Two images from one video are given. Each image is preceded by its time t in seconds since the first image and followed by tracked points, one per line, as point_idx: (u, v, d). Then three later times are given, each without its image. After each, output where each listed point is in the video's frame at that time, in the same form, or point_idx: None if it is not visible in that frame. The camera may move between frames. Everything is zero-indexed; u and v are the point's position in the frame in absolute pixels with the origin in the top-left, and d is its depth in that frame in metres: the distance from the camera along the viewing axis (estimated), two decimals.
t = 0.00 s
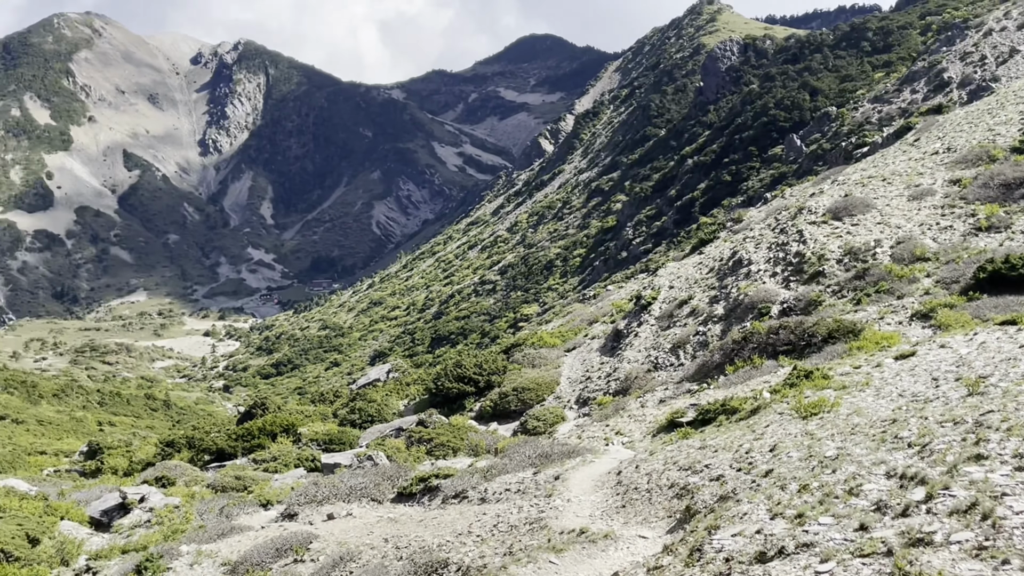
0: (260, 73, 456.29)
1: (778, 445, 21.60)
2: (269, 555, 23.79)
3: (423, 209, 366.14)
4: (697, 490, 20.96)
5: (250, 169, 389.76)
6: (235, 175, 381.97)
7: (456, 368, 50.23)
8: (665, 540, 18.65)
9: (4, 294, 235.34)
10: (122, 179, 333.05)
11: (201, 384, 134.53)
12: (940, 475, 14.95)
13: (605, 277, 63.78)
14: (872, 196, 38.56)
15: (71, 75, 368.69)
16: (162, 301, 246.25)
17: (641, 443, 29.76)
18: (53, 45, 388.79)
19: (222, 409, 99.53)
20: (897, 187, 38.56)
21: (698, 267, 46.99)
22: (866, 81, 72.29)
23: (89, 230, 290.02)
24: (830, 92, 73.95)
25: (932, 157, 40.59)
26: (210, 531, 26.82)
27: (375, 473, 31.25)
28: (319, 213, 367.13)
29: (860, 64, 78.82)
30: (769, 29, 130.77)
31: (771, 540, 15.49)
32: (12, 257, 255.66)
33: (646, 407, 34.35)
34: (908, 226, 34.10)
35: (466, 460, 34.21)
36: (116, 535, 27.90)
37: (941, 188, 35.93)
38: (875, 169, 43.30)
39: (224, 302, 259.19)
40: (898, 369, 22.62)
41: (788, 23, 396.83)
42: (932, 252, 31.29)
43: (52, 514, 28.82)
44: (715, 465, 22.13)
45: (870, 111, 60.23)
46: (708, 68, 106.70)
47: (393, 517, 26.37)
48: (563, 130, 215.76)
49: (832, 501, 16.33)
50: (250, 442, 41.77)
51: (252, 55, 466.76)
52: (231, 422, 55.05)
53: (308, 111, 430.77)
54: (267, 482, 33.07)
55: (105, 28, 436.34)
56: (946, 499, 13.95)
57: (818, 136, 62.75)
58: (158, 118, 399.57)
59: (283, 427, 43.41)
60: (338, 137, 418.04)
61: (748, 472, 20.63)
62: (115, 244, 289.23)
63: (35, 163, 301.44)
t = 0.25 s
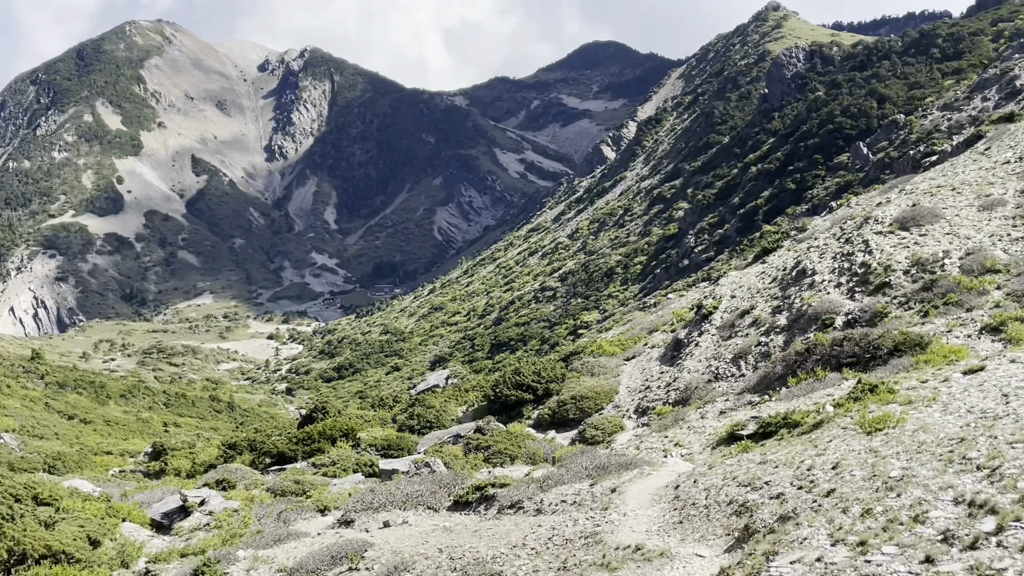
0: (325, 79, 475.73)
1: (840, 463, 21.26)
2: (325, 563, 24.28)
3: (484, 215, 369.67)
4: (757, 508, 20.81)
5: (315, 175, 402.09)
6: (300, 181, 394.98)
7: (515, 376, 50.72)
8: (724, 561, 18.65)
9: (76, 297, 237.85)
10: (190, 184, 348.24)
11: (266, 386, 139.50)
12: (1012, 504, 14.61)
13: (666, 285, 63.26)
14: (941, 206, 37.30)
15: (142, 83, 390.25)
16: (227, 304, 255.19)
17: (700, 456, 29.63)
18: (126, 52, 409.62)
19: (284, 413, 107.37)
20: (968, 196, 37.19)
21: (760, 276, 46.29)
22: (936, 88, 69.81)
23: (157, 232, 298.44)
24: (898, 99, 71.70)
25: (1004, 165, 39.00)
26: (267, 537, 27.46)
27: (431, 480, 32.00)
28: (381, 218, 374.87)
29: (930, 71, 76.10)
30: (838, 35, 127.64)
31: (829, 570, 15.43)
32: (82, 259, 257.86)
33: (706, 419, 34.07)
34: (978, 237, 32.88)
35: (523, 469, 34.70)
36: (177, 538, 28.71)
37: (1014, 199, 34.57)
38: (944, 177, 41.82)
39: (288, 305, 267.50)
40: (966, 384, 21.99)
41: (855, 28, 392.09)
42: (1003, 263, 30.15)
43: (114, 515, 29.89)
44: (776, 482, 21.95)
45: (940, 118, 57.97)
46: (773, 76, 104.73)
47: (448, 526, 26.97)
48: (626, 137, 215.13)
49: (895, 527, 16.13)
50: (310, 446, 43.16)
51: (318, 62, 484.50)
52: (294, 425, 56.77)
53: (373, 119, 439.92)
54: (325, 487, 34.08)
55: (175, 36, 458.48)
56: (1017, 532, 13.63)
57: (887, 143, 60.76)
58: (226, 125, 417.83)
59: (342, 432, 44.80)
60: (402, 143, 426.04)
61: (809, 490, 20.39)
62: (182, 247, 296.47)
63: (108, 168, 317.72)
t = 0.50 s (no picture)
0: (371, 89, 486.37)
1: (891, 478, 20.94)
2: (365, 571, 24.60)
3: (529, 223, 370.51)
4: (804, 523, 20.73)
5: (360, 183, 409.68)
6: (346, 189, 403.04)
7: (559, 386, 50.89)
8: None
9: (124, 303, 239.76)
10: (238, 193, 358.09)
11: (311, 392, 142.40)
12: None
13: (713, 295, 62.71)
14: (995, 215, 36.25)
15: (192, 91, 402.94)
16: (274, 311, 261.18)
17: (746, 468, 29.42)
18: (176, 62, 420.88)
19: (329, 419, 110.11)
20: None
21: (809, 287, 45.61)
22: (990, 96, 67.72)
23: (206, 241, 308.92)
24: (950, 108, 69.85)
25: None
26: (308, 545, 27.88)
27: (474, 490, 32.43)
28: (426, 226, 379.18)
29: (983, 80, 73.84)
30: (889, 44, 124.89)
31: None
32: (132, 267, 260.70)
33: (753, 431, 33.78)
34: None
35: (566, 480, 34.94)
36: (220, 544, 29.76)
37: None
38: (999, 187, 40.54)
39: (334, 312, 272.60)
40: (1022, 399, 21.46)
41: (907, 38, 382.50)
42: None
43: (158, 521, 31.14)
44: (825, 497, 21.77)
45: (993, 127, 56.02)
46: (822, 84, 102.91)
47: (490, 536, 27.41)
48: (672, 146, 213.54)
49: (950, 547, 15.99)
50: (353, 453, 44.00)
51: (364, 72, 495.89)
52: (338, 433, 57.95)
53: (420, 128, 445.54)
54: (367, 495, 34.81)
55: (224, 46, 473.10)
56: None
57: (938, 153, 59.08)
58: (274, 133, 429.14)
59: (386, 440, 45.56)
60: (447, 152, 430.40)
61: (860, 506, 20.17)
62: (230, 256, 306.89)
63: (156, 176, 329.14)
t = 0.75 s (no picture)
0: (411, 100, 490.68)
1: (934, 497, 20.67)
2: None
3: (567, 235, 370.69)
4: (844, 544, 20.51)
5: (400, 195, 415.10)
6: (386, 202, 408.85)
7: (596, 399, 50.81)
8: None
9: (168, 313, 252.12)
10: (279, 204, 365.85)
11: (350, 403, 144.48)
12: None
13: (752, 307, 62.13)
14: None
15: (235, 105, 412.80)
16: (313, 322, 265.50)
17: (787, 485, 29.14)
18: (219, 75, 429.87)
19: (367, 430, 111.75)
20: None
21: (850, 300, 44.91)
22: None
23: (247, 251, 314.94)
24: (996, 120, 68.20)
25: None
26: (343, 557, 28.31)
27: (510, 503, 32.79)
28: (465, 238, 382.19)
29: None
30: (933, 55, 122.54)
31: None
32: (174, 277, 273.51)
33: (793, 447, 33.38)
34: None
35: (603, 493, 35.03)
36: (257, 555, 30.43)
37: None
38: None
39: (374, 323, 276.63)
40: None
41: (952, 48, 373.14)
42: None
43: (197, 531, 32.04)
44: (866, 517, 21.55)
45: None
46: (863, 96, 101.36)
47: (525, 552, 27.70)
48: (712, 157, 212.01)
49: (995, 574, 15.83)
50: (391, 465, 44.67)
51: (405, 84, 501.98)
52: (375, 443, 58.88)
53: (459, 141, 449.73)
54: (404, 508, 35.39)
55: (266, 60, 483.71)
56: None
57: (983, 165, 57.56)
58: (315, 145, 437.54)
59: (423, 451, 46.06)
60: (486, 164, 433.72)
61: (901, 527, 19.93)
62: (271, 265, 311.83)
63: (199, 188, 338.56)
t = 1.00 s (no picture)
0: (443, 115, 493.66)
1: (970, 517, 20.41)
2: None
3: (599, 250, 370.43)
4: (878, 564, 20.27)
5: (432, 210, 418.77)
6: (418, 216, 412.72)
7: (626, 414, 50.67)
8: None
9: (200, 326, 256.87)
10: (312, 219, 371.74)
11: (381, 417, 145.55)
12: None
13: (786, 322, 61.46)
14: None
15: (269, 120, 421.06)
16: (345, 336, 268.70)
17: (819, 503, 28.79)
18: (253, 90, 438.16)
19: (398, 444, 112.50)
20: None
21: (885, 315, 44.28)
22: None
23: (281, 265, 320.40)
24: None
25: None
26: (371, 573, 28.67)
27: (538, 520, 32.88)
28: (497, 252, 383.92)
29: None
30: (971, 67, 120.32)
31: None
32: (208, 291, 279.22)
33: (826, 465, 32.97)
34: None
35: (633, 511, 34.95)
36: (285, 569, 30.92)
37: None
38: None
39: (406, 338, 279.17)
40: None
41: (987, 62, 364.62)
42: None
43: (224, 546, 32.44)
44: (899, 536, 21.31)
45: None
46: (898, 109, 99.83)
47: (553, 569, 27.79)
48: (745, 171, 210.37)
49: None
50: (420, 480, 45.02)
51: (438, 98, 506.46)
52: (404, 458, 59.36)
53: (491, 155, 452.51)
54: (432, 523, 35.67)
55: (300, 75, 492.52)
56: None
57: (1022, 178, 56.34)
58: (348, 160, 444.19)
59: (452, 466, 46.15)
60: (518, 178, 435.79)
61: (935, 546, 19.71)
62: (304, 279, 316.65)
63: (233, 203, 345.85)
